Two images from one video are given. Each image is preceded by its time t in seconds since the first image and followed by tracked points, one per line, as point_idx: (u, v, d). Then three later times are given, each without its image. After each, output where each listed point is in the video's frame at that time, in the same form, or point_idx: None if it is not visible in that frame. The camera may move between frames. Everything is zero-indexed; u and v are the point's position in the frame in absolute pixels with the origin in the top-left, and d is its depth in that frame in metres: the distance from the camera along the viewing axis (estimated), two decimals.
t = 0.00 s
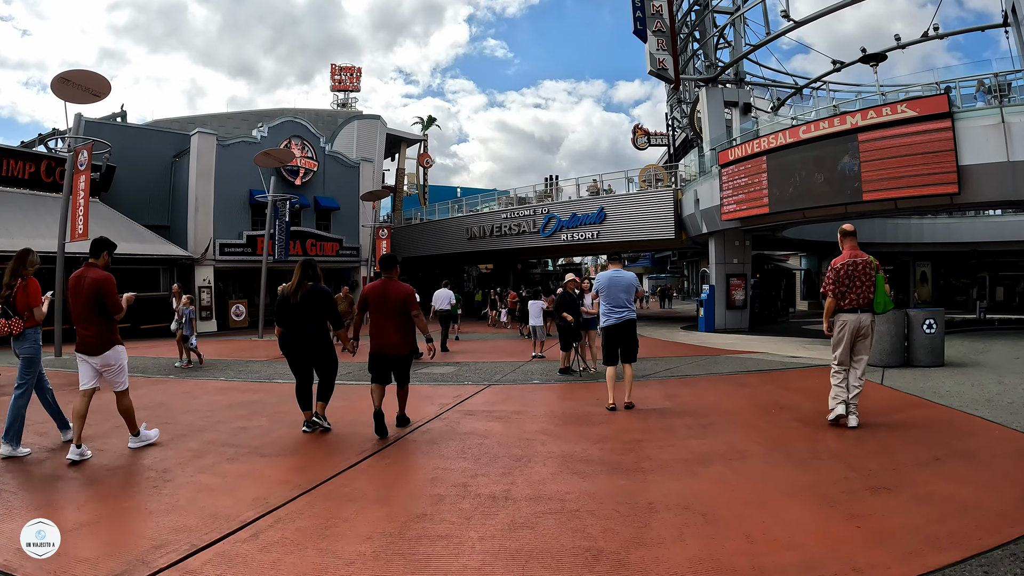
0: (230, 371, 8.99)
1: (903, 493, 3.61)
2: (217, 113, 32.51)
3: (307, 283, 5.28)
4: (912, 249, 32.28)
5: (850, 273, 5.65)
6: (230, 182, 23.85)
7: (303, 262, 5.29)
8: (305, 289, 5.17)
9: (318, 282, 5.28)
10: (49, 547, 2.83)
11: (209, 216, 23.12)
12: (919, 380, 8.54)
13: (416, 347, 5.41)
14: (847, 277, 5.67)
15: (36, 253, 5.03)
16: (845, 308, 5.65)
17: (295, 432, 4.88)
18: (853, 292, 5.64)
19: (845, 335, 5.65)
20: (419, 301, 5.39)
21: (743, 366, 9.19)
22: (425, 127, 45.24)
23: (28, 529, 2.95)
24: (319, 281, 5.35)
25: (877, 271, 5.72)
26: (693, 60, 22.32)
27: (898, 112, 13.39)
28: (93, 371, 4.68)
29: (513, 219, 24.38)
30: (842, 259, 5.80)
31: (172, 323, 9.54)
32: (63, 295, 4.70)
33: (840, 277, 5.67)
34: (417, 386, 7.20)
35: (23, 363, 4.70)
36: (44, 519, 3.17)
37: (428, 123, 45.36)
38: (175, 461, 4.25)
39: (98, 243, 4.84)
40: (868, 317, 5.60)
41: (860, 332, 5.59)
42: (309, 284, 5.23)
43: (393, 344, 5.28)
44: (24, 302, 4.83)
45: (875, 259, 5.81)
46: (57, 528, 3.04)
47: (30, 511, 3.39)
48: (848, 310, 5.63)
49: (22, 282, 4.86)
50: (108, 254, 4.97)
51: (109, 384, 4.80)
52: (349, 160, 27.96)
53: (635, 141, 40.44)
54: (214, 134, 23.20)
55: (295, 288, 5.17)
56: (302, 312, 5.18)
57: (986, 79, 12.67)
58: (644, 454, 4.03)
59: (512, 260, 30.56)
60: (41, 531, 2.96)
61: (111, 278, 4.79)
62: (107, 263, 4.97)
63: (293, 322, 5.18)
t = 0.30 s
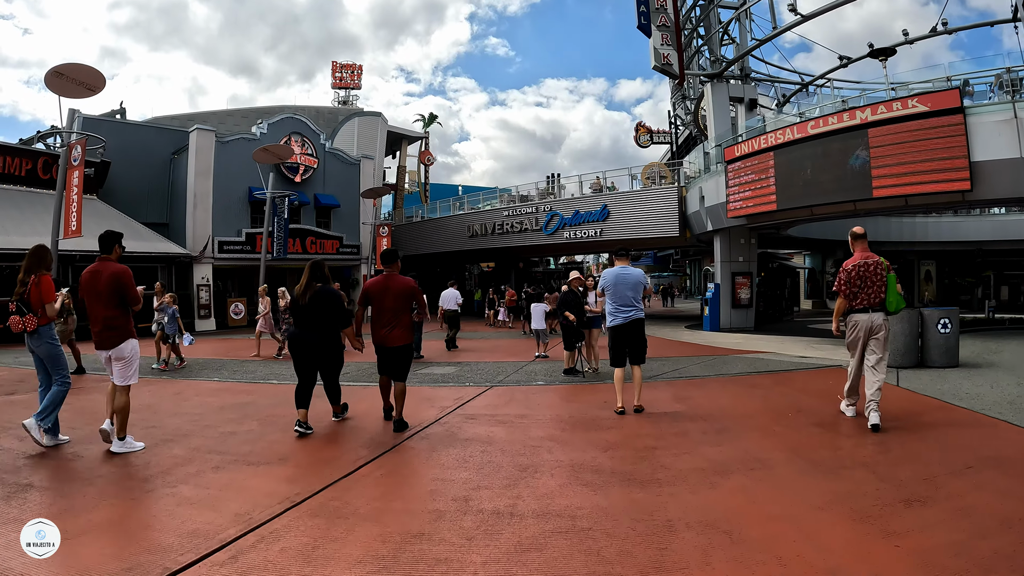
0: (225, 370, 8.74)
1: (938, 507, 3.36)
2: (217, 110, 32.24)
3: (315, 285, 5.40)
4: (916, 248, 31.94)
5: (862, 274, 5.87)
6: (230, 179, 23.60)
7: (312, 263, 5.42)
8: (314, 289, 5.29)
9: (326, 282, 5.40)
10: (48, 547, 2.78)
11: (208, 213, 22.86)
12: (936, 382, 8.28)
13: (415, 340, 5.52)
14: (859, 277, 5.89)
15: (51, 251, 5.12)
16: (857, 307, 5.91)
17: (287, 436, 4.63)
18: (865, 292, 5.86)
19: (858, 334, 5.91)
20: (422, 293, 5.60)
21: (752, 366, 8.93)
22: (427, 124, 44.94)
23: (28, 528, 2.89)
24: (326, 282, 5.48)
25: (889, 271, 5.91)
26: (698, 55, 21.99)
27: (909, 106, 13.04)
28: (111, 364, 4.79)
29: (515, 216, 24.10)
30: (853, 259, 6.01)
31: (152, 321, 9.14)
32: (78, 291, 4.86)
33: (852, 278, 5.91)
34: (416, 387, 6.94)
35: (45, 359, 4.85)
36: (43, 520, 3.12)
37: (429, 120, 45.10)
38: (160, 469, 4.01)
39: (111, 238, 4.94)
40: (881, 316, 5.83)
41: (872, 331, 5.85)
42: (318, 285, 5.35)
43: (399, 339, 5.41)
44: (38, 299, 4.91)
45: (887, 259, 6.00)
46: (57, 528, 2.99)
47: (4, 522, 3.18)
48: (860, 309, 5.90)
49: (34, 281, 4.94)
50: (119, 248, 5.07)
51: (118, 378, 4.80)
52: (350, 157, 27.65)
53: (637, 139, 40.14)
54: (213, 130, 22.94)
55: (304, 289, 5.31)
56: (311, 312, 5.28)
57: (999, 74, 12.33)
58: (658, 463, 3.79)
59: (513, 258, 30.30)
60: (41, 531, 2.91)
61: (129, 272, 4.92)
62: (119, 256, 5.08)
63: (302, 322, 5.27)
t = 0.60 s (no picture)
0: (216, 371, 8.46)
1: (976, 521, 3.11)
2: (214, 107, 31.94)
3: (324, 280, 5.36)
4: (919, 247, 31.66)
5: (867, 272, 6.03)
6: (226, 176, 23.32)
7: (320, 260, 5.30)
8: (323, 284, 5.24)
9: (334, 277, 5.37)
10: (49, 547, 2.74)
11: (204, 211, 22.58)
12: (949, 382, 8.06)
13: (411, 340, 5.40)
14: (864, 276, 6.05)
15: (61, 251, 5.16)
16: (863, 304, 6.02)
17: (274, 441, 4.35)
18: (870, 289, 6.00)
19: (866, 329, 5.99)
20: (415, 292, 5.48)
21: (760, 367, 8.66)
22: (426, 123, 44.64)
23: (27, 529, 2.85)
24: (333, 276, 5.45)
25: (894, 269, 6.07)
26: (701, 51, 21.72)
27: (917, 101, 12.78)
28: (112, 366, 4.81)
29: (515, 214, 23.82)
30: (859, 259, 6.19)
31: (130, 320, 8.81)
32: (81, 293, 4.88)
33: (857, 276, 6.07)
34: (412, 389, 6.65)
35: (56, 358, 4.89)
36: (45, 519, 3.07)
37: (428, 118, 44.81)
38: (134, 478, 3.73)
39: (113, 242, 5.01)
40: (887, 312, 5.94)
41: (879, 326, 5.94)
42: (326, 280, 5.31)
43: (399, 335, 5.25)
44: (48, 300, 4.92)
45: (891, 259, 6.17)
46: (58, 528, 2.95)
47: None
48: (866, 306, 6.01)
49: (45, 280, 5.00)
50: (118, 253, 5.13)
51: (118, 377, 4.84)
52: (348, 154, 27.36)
53: (638, 137, 39.86)
54: (209, 127, 22.69)
55: (313, 283, 5.26)
56: (320, 308, 5.26)
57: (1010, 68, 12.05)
58: (671, 476, 3.52)
59: (513, 257, 30.04)
60: (41, 531, 2.87)
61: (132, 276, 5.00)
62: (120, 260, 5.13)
63: (311, 318, 5.26)
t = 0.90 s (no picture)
0: (206, 374, 8.17)
1: (1022, 542, 2.84)
2: (210, 105, 31.58)
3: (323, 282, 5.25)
4: (920, 245, 31.39)
5: (879, 273, 5.86)
6: (222, 174, 22.99)
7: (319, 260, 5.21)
8: (323, 287, 5.14)
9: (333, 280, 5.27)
10: (49, 547, 2.73)
11: (199, 209, 22.26)
12: (964, 384, 7.79)
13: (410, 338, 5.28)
14: (875, 276, 5.88)
15: (66, 250, 5.17)
16: (876, 305, 5.84)
17: (258, 451, 4.06)
18: (882, 290, 5.83)
19: (878, 330, 5.80)
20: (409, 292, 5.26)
21: (768, 368, 8.38)
22: (424, 120, 44.29)
23: (28, 528, 2.84)
24: (332, 277, 5.35)
25: (907, 270, 5.89)
26: (702, 46, 21.41)
27: (925, 95, 12.47)
28: (114, 361, 4.86)
29: (514, 212, 23.54)
30: (870, 259, 6.01)
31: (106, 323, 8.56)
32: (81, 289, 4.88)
33: (868, 276, 5.90)
34: (407, 393, 6.36)
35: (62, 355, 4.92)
36: (45, 520, 3.06)
37: (427, 116, 44.44)
38: (104, 492, 3.44)
39: (106, 237, 4.94)
40: (898, 313, 5.76)
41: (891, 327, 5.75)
42: (326, 282, 5.21)
43: (394, 335, 5.15)
44: (58, 297, 4.98)
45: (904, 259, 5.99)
46: (57, 528, 2.94)
47: None
48: (879, 307, 5.82)
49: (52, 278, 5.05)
50: (117, 247, 5.09)
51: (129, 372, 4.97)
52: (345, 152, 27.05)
53: (637, 135, 39.51)
54: (204, 124, 22.37)
55: (312, 286, 5.14)
56: (321, 309, 5.16)
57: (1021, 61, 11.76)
58: (685, 491, 3.25)
59: (512, 255, 29.76)
60: (41, 531, 2.86)
61: (127, 269, 4.96)
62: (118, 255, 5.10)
63: (311, 319, 5.14)
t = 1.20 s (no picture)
0: (198, 376, 7.91)
1: None
2: (206, 103, 31.24)
3: (324, 279, 5.28)
4: (923, 244, 31.13)
5: (892, 268, 5.98)
6: (218, 172, 22.68)
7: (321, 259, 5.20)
8: (323, 285, 5.17)
9: (334, 277, 5.29)
10: (49, 547, 2.67)
11: (195, 208, 21.95)
12: (980, 386, 7.57)
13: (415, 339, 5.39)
14: (889, 271, 5.98)
15: (73, 253, 4.99)
16: (889, 300, 5.92)
17: (244, 462, 3.79)
18: (895, 286, 5.93)
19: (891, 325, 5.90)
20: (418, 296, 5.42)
21: (779, 370, 8.11)
22: (422, 119, 43.98)
23: (28, 529, 2.78)
24: (334, 275, 5.36)
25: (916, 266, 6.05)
26: (705, 42, 21.12)
27: (935, 91, 12.21)
28: (121, 366, 4.74)
29: (514, 211, 23.25)
30: (882, 256, 6.13)
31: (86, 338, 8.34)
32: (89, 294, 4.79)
33: (882, 271, 5.99)
34: (406, 396, 6.12)
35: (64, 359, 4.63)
36: (45, 520, 2.99)
37: (425, 114, 44.10)
38: (75, 508, 3.17)
39: (113, 241, 4.81)
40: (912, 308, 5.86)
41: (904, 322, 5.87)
42: (326, 279, 5.23)
43: (400, 337, 5.27)
44: (65, 303, 4.79)
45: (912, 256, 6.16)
46: (58, 528, 2.87)
47: None
48: (893, 302, 5.90)
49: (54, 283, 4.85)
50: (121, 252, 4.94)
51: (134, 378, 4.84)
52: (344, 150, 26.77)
53: (637, 133, 39.22)
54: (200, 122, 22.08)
55: (313, 284, 5.17)
56: (321, 307, 5.20)
57: None
58: (706, 509, 2.99)
59: (511, 254, 29.49)
60: (41, 532, 2.79)
61: (135, 275, 4.83)
62: (123, 259, 4.97)
63: (310, 316, 5.19)
